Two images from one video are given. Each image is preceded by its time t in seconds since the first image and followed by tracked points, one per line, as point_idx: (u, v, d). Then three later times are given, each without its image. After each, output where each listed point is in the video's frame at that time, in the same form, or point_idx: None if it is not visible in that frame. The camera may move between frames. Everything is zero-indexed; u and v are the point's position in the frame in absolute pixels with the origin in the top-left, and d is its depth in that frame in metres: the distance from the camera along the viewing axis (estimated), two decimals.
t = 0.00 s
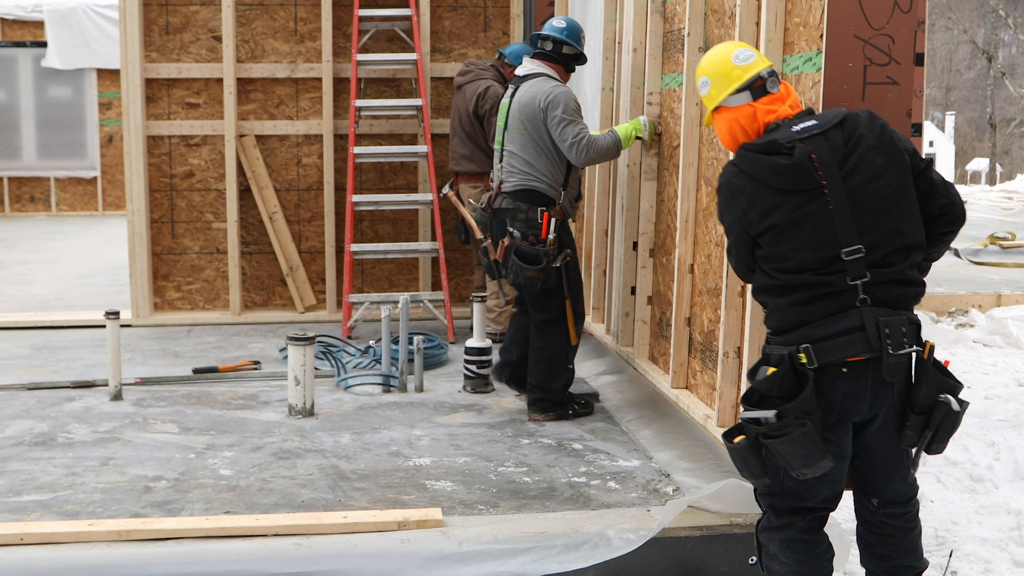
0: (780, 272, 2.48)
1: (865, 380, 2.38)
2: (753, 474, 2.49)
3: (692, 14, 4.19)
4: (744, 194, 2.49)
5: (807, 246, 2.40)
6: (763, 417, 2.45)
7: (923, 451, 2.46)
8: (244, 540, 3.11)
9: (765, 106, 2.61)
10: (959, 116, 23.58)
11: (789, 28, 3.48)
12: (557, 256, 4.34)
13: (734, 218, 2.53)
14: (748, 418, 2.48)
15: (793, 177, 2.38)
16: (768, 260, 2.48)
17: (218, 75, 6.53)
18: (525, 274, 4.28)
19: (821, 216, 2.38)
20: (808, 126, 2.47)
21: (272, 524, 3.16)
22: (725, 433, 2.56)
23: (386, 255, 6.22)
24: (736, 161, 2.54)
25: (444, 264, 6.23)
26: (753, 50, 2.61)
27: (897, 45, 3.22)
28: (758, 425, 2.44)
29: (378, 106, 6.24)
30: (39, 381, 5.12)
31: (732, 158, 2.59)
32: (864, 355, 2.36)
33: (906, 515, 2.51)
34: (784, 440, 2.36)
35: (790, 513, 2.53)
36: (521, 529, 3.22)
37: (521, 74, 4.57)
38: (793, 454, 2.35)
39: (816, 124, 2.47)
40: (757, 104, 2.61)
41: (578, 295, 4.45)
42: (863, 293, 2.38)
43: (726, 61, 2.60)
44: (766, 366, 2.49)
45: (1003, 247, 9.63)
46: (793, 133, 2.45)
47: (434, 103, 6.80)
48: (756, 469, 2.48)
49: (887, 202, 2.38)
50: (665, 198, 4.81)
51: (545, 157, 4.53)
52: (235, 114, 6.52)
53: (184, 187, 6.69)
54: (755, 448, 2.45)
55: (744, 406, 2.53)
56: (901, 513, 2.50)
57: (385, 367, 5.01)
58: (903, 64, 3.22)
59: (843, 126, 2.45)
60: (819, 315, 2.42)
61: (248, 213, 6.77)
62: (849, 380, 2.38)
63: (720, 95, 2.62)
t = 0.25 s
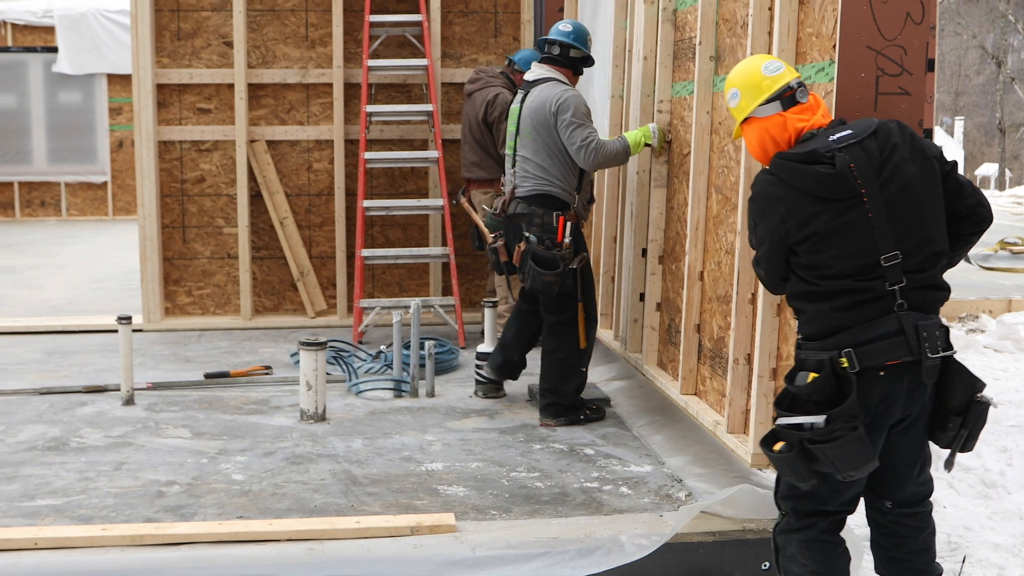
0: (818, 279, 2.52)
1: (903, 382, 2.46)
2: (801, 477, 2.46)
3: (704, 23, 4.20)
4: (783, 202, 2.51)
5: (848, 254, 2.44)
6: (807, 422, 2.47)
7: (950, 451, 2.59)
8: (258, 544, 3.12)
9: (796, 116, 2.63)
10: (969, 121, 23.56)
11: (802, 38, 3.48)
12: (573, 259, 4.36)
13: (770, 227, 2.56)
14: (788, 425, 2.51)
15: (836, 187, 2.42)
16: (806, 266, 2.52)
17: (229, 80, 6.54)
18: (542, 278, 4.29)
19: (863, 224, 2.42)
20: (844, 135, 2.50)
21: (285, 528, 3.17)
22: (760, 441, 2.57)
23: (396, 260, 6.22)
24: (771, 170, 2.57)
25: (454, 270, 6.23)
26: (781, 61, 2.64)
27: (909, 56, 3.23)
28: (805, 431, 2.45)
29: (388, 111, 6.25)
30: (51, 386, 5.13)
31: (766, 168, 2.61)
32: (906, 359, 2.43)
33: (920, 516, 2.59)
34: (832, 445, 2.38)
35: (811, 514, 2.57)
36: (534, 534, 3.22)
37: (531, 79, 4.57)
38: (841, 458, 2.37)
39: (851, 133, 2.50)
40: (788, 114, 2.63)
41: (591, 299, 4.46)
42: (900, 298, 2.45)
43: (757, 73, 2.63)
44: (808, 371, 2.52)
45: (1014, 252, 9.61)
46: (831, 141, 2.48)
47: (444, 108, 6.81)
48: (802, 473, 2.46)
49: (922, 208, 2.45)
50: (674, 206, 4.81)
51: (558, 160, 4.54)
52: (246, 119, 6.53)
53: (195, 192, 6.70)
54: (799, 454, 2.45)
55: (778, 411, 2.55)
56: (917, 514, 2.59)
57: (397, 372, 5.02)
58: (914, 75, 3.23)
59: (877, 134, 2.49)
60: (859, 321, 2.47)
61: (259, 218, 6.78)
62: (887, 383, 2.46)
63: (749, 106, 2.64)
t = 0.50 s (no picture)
0: (846, 284, 2.52)
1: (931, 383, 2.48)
2: (825, 482, 2.44)
3: (717, 33, 4.18)
4: (809, 209, 2.52)
5: (876, 258, 2.46)
6: (840, 426, 2.46)
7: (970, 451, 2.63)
8: (272, 551, 3.13)
9: (816, 123, 2.63)
10: (978, 126, 23.52)
11: (816, 49, 3.47)
12: (589, 262, 4.41)
13: (796, 234, 2.55)
14: (818, 429, 2.49)
15: (864, 192, 2.44)
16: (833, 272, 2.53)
17: (242, 85, 6.56)
18: (559, 281, 4.32)
19: (890, 228, 2.44)
20: (867, 141, 2.52)
21: (300, 535, 3.17)
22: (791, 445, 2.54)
23: (408, 266, 6.23)
24: (794, 177, 2.56)
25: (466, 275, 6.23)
26: (800, 70, 2.65)
27: (922, 70, 3.21)
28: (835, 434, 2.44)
29: (401, 117, 6.26)
30: (65, 391, 5.14)
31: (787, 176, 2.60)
32: (937, 361, 2.45)
33: (938, 516, 2.64)
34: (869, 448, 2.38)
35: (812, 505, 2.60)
36: (548, 542, 3.22)
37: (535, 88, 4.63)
38: (878, 461, 2.38)
39: (873, 139, 2.52)
40: (808, 121, 2.63)
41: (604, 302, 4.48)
42: (927, 301, 2.47)
43: (777, 81, 2.65)
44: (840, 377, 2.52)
45: None
46: (855, 148, 2.50)
47: (456, 114, 6.82)
48: (829, 472, 2.43)
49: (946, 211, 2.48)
50: (686, 214, 4.78)
51: (565, 165, 4.57)
52: (258, 125, 6.55)
53: (207, 197, 6.72)
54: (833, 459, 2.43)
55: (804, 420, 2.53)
56: (936, 514, 2.63)
57: (409, 378, 5.03)
58: (927, 89, 3.21)
59: (898, 140, 2.52)
60: (890, 325, 2.48)
61: (271, 223, 6.79)
62: (916, 385, 2.48)
63: (770, 114, 2.65)
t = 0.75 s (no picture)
0: (844, 298, 2.59)
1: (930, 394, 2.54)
2: (841, 494, 2.48)
3: (726, 45, 4.18)
4: (807, 226, 2.58)
5: (873, 272, 2.53)
6: (845, 443, 2.50)
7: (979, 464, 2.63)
8: (283, 559, 3.13)
9: (812, 139, 2.71)
10: (988, 133, 23.48)
11: (823, 65, 3.43)
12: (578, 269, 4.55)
13: (793, 249, 2.62)
14: (820, 446, 2.53)
15: (860, 208, 2.50)
16: (831, 286, 2.59)
17: (252, 92, 6.57)
18: (550, 290, 4.47)
19: (886, 243, 2.50)
20: (863, 156, 2.58)
21: (311, 543, 3.17)
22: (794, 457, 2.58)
23: (418, 272, 6.23)
24: (791, 194, 2.64)
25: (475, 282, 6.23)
26: (794, 87, 2.72)
27: (928, 86, 3.23)
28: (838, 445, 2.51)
29: (411, 124, 6.26)
30: (75, 397, 5.15)
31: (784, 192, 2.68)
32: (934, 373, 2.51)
33: (942, 528, 2.69)
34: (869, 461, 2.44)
35: (806, 518, 2.63)
36: (559, 550, 3.22)
37: (532, 98, 4.80)
38: (879, 473, 2.44)
39: (869, 154, 2.58)
40: (804, 139, 2.71)
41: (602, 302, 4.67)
42: (925, 314, 2.53)
43: (772, 99, 2.71)
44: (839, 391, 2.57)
45: None
46: (851, 163, 2.56)
47: (467, 121, 6.83)
48: (837, 490, 2.47)
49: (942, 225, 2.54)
50: (694, 224, 4.77)
51: (558, 173, 4.73)
52: (269, 131, 6.56)
53: (217, 204, 6.73)
54: (839, 474, 2.47)
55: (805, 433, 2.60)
56: (939, 525, 2.68)
57: (419, 385, 5.03)
58: (933, 104, 3.23)
59: (893, 155, 2.58)
60: (888, 337, 2.54)
61: (281, 230, 6.81)
62: (913, 397, 2.54)
63: (766, 131, 2.72)
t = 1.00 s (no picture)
0: (843, 306, 2.54)
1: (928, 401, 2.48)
2: (818, 501, 2.48)
3: (729, 57, 4.18)
4: (806, 233, 2.53)
5: (871, 279, 2.48)
6: (835, 445, 2.47)
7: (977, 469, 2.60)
8: (290, 567, 3.14)
9: (809, 150, 2.68)
10: (994, 139, 23.48)
11: (824, 79, 3.43)
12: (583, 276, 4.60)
13: (793, 257, 2.57)
14: (816, 447, 2.51)
15: (857, 214, 2.46)
16: (830, 294, 2.54)
17: (259, 100, 6.59)
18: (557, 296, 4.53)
19: (884, 249, 2.46)
20: (862, 164, 2.54)
21: (318, 551, 3.18)
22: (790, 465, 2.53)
23: (425, 280, 6.24)
24: (791, 202, 2.59)
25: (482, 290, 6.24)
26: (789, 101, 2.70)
27: (928, 100, 3.12)
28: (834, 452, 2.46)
29: (418, 132, 6.28)
30: (83, 404, 5.16)
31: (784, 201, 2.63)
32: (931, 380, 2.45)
33: (946, 537, 2.65)
34: (860, 465, 2.39)
35: (809, 526, 2.61)
36: (565, 558, 3.23)
37: (539, 103, 4.83)
38: (871, 477, 2.38)
39: (867, 163, 2.54)
40: (800, 149, 2.68)
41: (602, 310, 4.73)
42: (923, 321, 2.48)
43: (767, 113, 2.69)
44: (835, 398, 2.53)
45: None
46: (849, 171, 2.52)
47: (473, 129, 6.84)
48: (822, 495, 2.47)
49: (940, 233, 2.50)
50: (698, 235, 4.78)
51: (564, 178, 4.76)
52: (276, 139, 6.58)
53: (224, 212, 6.74)
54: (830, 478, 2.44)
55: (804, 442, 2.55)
56: (942, 534, 2.64)
57: (426, 393, 5.04)
58: (933, 119, 3.13)
59: (892, 164, 2.55)
60: (886, 344, 2.49)
61: (288, 237, 6.82)
62: (911, 405, 2.48)
63: (762, 144, 2.70)
